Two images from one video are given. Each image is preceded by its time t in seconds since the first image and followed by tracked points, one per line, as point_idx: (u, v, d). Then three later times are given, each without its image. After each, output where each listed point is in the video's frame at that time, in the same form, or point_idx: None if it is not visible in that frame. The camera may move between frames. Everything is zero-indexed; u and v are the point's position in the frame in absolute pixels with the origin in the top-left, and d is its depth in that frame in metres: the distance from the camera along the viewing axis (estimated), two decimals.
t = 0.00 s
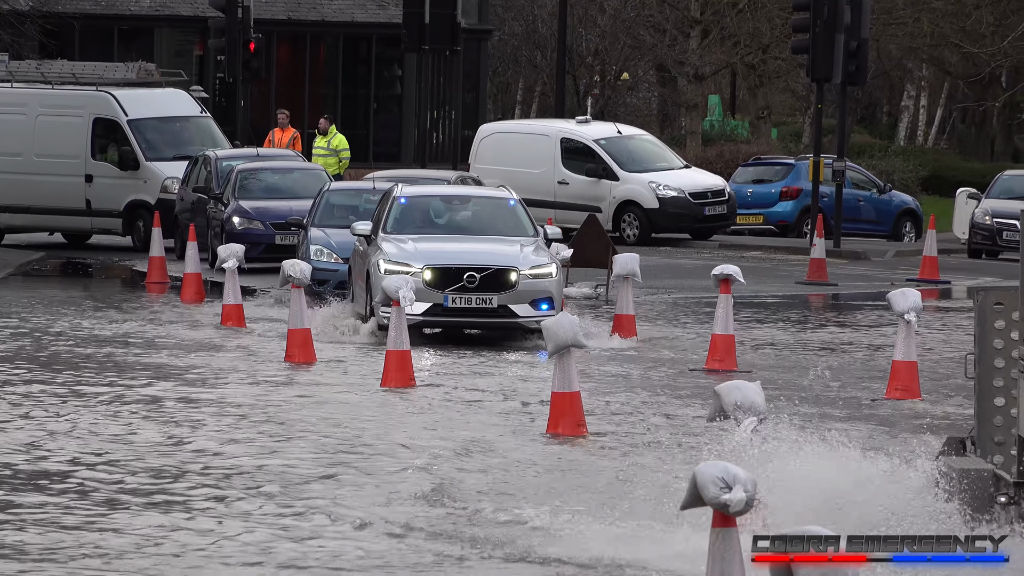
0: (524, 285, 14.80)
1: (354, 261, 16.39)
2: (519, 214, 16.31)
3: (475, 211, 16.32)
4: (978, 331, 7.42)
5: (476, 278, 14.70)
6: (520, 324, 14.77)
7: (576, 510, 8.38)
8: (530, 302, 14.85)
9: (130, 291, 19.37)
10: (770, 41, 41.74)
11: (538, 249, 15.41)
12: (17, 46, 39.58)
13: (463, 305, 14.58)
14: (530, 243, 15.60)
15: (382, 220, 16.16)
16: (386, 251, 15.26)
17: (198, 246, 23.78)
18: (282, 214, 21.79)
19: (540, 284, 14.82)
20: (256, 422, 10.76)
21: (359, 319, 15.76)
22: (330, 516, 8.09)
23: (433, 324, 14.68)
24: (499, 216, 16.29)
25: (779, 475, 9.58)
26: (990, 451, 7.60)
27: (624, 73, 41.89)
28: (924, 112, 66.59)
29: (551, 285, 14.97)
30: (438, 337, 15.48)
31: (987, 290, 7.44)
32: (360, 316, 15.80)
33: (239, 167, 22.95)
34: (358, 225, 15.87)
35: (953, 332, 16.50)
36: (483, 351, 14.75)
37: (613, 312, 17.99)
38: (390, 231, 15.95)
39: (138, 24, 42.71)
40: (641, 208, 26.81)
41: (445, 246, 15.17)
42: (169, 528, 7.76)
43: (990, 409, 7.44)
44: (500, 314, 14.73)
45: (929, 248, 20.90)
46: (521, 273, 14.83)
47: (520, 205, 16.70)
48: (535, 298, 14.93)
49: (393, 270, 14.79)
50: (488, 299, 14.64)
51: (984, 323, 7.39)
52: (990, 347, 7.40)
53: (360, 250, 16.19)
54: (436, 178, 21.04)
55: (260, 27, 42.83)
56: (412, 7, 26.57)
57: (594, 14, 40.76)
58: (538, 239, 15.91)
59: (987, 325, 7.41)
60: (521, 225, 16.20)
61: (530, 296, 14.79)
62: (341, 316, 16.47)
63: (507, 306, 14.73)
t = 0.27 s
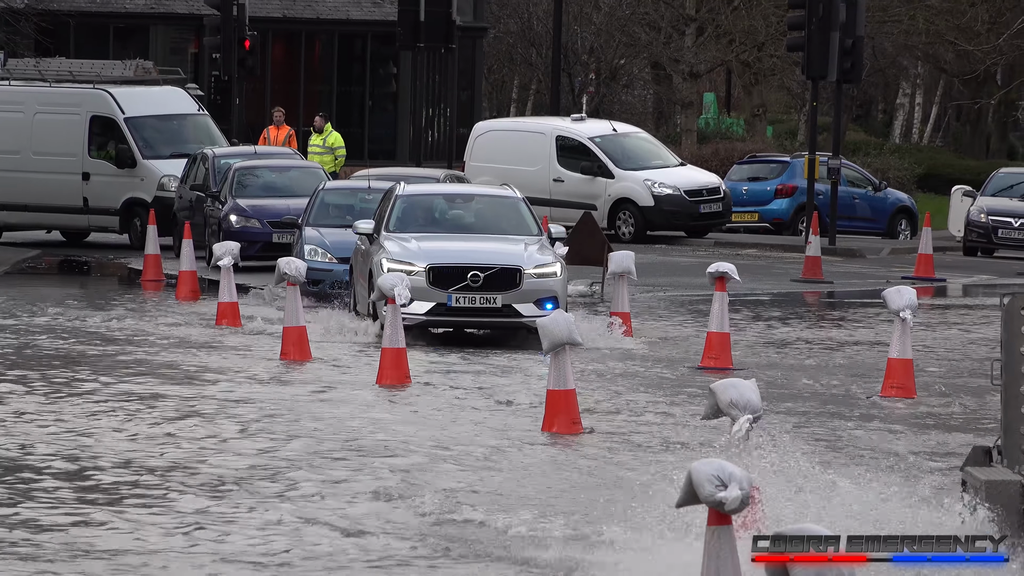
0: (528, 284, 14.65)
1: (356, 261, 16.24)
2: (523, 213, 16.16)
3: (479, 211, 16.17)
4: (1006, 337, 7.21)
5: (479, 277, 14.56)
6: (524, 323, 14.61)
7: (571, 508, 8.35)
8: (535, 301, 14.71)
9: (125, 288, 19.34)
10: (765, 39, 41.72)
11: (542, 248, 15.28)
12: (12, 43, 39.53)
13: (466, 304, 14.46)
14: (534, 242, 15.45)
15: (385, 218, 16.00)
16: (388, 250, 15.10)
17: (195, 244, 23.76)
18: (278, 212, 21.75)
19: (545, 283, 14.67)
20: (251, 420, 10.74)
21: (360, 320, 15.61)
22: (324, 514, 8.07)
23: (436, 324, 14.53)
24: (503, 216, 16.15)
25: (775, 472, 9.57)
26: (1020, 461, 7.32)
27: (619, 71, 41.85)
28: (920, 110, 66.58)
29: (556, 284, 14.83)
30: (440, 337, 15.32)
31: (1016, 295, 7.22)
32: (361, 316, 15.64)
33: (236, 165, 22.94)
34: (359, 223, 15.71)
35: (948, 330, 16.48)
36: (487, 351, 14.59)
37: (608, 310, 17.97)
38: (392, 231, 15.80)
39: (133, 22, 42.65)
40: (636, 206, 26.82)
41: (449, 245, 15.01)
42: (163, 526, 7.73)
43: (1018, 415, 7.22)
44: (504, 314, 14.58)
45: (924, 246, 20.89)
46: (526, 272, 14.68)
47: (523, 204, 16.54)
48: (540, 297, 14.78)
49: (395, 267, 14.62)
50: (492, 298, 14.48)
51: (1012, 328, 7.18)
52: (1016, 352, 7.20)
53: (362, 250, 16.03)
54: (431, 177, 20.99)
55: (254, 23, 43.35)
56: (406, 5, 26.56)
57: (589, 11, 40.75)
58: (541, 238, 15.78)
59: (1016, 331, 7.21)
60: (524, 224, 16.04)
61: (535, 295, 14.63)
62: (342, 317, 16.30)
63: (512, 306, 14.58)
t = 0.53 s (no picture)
0: (538, 285, 14.47)
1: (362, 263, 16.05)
2: (531, 214, 15.98)
3: (487, 212, 15.98)
4: None
5: (489, 278, 14.37)
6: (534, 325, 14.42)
7: (570, 507, 8.35)
8: (545, 302, 14.52)
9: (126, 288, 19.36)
10: (766, 39, 41.76)
11: (551, 248, 15.10)
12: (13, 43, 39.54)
13: (476, 306, 14.27)
14: (543, 243, 15.28)
15: (392, 219, 15.80)
16: (396, 250, 14.91)
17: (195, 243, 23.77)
18: (280, 211, 21.75)
19: (555, 284, 14.48)
20: (251, 419, 10.74)
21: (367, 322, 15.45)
22: (325, 514, 8.06)
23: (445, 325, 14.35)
24: (512, 217, 15.95)
25: (773, 472, 9.57)
26: None
27: (619, 71, 41.89)
28: (920, 110, 66.60)
29: (566, 285, 14.65)
30: (448, 338, 15.14)
31: None
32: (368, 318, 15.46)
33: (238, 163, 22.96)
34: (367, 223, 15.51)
35: (947, 329, 16.49)
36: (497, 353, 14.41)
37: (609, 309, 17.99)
38: (399, 231, 15.61)
39: (133, 21, 42.65)
40: (637, 205, 26.84)
41: (458, 246, 14.83)
42: (164, 526, 7.72)
43: None
44: (514, 315, 14.39)
45: (924, 245, 20.89)
46: (536, 273, 14.51)
47: (531, 205, 16.37)
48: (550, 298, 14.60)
49: (404, 268, 14.45)
50: (503, 300, 14.29)
51: None
52: None
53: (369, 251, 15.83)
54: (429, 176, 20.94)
55: (254, 23, 43.35)
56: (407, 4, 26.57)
57: (589, 11, 40.77)
58: (551, 239, 15.60)
59: None
60: (532, 225, 15.87)
61: (546, 296, 14.45)
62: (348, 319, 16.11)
63: (522, 307, 14.40)
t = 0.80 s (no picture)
0: (548, 284, 14.20)
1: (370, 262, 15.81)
2: (540, 213, 15.70)
3: (496, 210, 15.71)
4: None
5: (497, 277, 14.11)
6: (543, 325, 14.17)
7: (571, 505, 8.34)
8: (555, 302, 14.26)
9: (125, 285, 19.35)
10: (765, 37, 41.81)
11: (560, 247, 14.83)
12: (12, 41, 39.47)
13: (484, 306, 14.02)
14: (553, 242, 15.00)
15: (399, 218, 15.56)
16: (403, 250, 14.69)
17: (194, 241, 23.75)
18: (280, 209, 21.72)
19: (564, 284, 14.22)
20: (251, 417, 10.75)
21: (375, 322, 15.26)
22: (326, 512, 8.05)
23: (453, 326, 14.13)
24: (521, 215, 15.68)
25: (773, 470, 9.57)
26: None
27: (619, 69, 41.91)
28: (918, 108, 66.65)
29: (576, 285, 14.39)
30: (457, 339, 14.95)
31: None
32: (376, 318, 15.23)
33: (239, 162, 22.92)
34: (374, 223, 15.27)
35: (947, 327, 16.49)
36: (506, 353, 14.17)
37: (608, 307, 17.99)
38: (407, 230, 15.35)
39: (132, 19, 42.60)
40: (636, 203, 26.83)
41: (466, 245, 14.56)
42: (166, 523, 7.72)
43: None
44: (523, 315, 14.13)
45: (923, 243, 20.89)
46: (545, 272, 14.24)
47: (540, 203, 16.08)
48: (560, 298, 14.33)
49: (412, 269, 14.24)
50: (512, 300, 14.03)
51: None
52: None
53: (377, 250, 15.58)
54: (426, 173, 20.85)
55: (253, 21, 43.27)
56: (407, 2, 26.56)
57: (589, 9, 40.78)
58: (560, 238, 15.34)
59: None
60: (541, 223, 15.59)
61: (554, 296, 14.18)
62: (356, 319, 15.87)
63: (531, 307, 14.13)
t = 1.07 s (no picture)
0: (551, 287, 14.14)
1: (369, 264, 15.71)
2: (542, 214, 15.54)
3: (498, 212, 15.55)
4: None
5: (500, 279, 14.03)
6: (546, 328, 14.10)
7: (563, 505, 8.35)
8: (557, 304, 14.19)
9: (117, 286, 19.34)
10: (757, 38, 41.87)
11: (563, 249, 14.75)
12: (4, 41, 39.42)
13: (486, 309, 13.95)
14: (555, 243, 14.91)
15: (400, 220, 15.40)
16: (405, 252, 14.58)
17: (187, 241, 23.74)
18: (274, 210, 21.62)
19: (568, 286, 14.13)
20: (243, 417, 10.75)
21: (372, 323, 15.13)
22: (319, 512, 8.06)
23: (455, 328, 14.07)
24: (523, 217, 15.53)
25: (765, 471, 9.57)
26: None
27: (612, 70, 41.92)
28: (910, 109, 66.73)
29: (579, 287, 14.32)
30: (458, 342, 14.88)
31: None
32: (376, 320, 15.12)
33: (233, 163, 22.89)
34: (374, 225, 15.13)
35: (938, 328, 16.50)
36: (508, 356, 14.10)
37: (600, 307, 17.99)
38: (408, 232, 15.21)
39: (125, 19, 42.58)
40: (628, 204, 26.84)
41: (469, 247, 14.46)
42: (158, 522, 7.72)
43: None
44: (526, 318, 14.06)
45: (914, 245, 20.90)
46: (548, 274, 14.18)
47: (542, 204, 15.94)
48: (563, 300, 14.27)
49: (413, 271, 14.15)
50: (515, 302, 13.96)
51: None
52: None
53: (377, 252, 15.47)
54: (414, 174, 20.79)
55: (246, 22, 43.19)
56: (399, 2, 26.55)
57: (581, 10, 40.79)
58: (563, 240, 15.20)
59: None
60: (544, 225, 15.44)
61: (558, 298, 14.11)
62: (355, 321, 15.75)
63: (534, 309, 14.06)
